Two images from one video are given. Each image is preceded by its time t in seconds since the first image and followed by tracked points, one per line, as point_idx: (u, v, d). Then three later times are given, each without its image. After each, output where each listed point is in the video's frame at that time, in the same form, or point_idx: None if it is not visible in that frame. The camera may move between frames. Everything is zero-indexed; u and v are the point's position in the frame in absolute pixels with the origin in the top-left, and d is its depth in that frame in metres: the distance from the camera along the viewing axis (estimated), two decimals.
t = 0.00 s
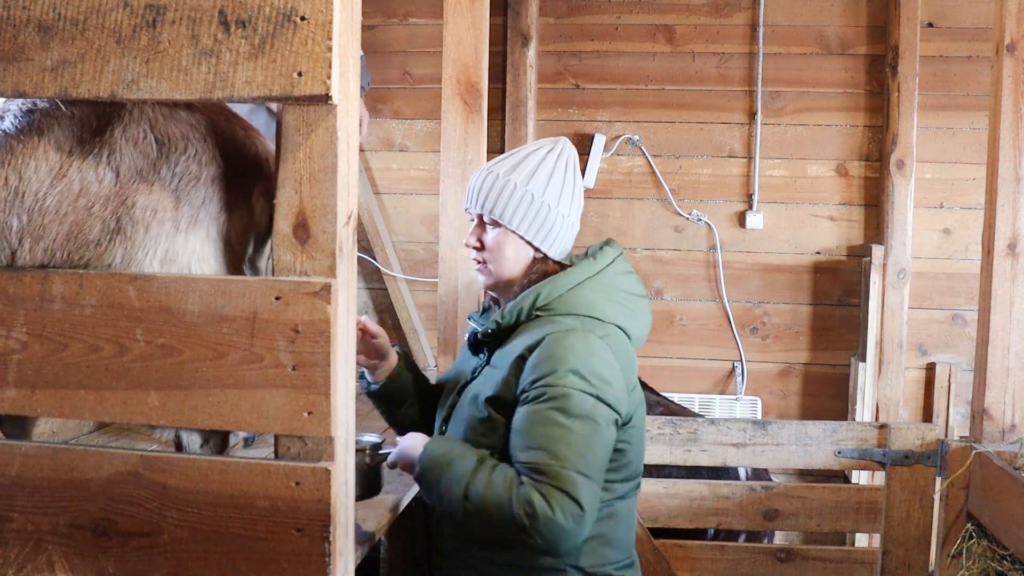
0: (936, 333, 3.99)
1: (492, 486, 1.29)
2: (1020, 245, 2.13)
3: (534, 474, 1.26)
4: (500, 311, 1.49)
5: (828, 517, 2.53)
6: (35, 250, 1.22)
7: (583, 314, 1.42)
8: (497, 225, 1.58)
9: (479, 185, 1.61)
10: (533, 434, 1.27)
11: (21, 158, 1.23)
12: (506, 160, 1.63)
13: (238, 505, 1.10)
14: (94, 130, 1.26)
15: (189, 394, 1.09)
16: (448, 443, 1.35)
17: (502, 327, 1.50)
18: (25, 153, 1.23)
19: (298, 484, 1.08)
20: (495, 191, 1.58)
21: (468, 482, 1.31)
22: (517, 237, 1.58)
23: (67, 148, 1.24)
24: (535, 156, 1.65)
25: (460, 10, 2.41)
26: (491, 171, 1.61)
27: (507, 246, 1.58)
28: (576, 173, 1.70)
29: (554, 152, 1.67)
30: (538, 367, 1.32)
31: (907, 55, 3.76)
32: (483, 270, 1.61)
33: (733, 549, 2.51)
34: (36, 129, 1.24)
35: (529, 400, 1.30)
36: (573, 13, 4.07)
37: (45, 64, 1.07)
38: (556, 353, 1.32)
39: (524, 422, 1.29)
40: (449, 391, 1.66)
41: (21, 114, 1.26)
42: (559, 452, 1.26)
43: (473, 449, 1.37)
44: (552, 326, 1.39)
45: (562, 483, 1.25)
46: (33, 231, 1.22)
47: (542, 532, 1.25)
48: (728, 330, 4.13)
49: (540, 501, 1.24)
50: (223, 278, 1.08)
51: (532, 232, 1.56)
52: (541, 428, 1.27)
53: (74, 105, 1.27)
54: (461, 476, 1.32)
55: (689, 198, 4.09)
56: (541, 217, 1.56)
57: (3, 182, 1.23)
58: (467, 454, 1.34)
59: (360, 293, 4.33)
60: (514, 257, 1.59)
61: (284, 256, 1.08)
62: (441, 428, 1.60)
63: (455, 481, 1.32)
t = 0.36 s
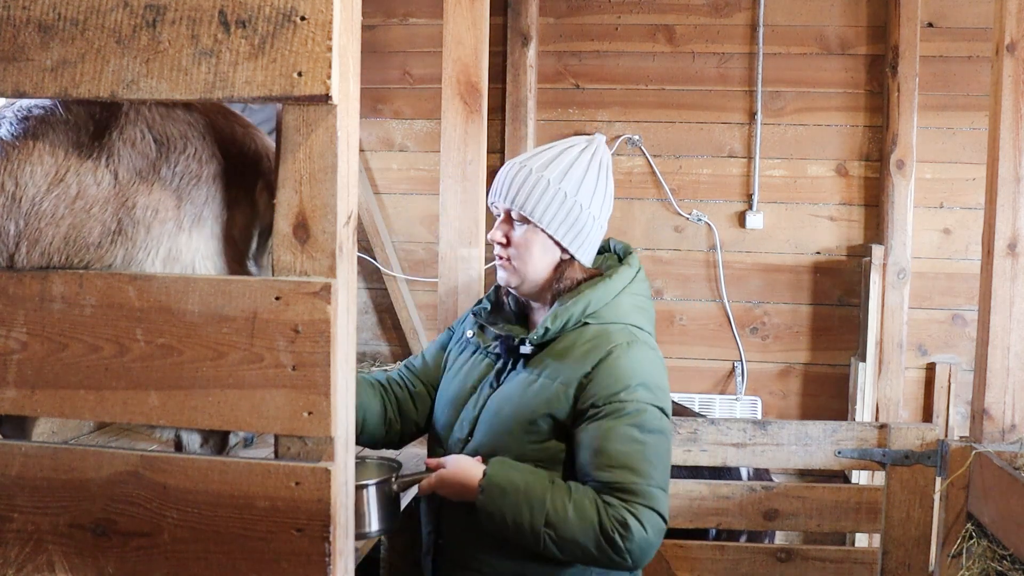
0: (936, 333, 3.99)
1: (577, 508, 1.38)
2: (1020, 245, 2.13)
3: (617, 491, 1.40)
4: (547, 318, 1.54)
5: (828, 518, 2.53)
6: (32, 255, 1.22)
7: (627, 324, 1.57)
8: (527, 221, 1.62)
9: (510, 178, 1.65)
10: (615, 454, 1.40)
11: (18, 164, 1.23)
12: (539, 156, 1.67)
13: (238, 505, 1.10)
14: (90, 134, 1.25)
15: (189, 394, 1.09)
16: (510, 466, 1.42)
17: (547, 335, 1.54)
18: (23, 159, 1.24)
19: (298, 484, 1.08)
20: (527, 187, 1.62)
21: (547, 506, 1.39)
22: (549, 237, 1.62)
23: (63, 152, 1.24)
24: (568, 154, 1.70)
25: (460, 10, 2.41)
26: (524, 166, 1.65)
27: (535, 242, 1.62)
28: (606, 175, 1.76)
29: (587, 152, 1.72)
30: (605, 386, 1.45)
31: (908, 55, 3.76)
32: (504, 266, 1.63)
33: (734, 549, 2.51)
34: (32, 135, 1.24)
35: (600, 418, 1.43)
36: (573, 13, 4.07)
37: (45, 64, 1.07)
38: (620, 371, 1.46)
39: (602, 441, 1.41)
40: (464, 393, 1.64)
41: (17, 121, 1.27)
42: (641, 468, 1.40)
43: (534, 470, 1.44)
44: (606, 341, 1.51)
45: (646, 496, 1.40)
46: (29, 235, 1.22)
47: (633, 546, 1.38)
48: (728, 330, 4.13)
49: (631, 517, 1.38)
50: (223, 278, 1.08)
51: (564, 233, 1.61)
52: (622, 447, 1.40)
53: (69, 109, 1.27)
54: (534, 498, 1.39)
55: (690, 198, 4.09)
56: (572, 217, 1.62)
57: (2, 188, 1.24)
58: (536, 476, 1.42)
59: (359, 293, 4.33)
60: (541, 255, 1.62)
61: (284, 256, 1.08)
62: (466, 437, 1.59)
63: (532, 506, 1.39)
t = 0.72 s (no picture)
0: (936, 333, 3.99)
1: (551, 526, 1.34)
2: (1020, 244, 2.13)
3: (597, 516, 1.35)
4: (566, 330, 1.46)
5: (828, 518, 2.53)
6: (19, 262, 1.14)
7: (646, 342, 1.51)
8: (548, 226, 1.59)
9: (535, 181, 1.62)
10: (606, 477, 1.35)
11: None
12: (568, 159, 1.64)
13: (238, 505, 1.10)
14: (70, 137, 1.18)
15: (190, 393, 1.09)
16: (494, 476, 1.38)
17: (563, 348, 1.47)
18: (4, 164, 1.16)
19: (298, 484, 1.08)
20: (552, 190, 1.59)
21: (521, 521, 1.34)
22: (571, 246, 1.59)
23: (43, 157, 1.16)
24: (598, 160, 1.66)
25: (460, 10, 2.41)
26: (550, 170, 1.63)
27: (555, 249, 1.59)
28: (638, 183, 1.72)
29: (619, 158, 1.68)
30: (611, 405, 1.40)
31: (908, 55, 3.76)
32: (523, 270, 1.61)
33: (733, 549, 2.51)
34: (11, 140, 1.17)
35: (600, 437, 1.38)
36: (573, 13, 4.07)
37: (45, 64, 1.07)
38: (629, 392, 1.41)
39: (594, 461, 1.36)
40: (470, 398, 1.61)
41: None
42: (628, 498, 1.35)
43: (516, 481, 1.40)
44: (621, 357, 1.46)
45: (625, 527, 1.34)
46: (14, 242, 1.14)
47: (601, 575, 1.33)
48: (728, 330, 4.13)
49: (604, 546, 1.32)
50: (222, 278, 1.08)
51: (587, 241, 1.57)
52: (613, 471, 1.35)
53: (53, 111, 1.21)
54: (510, 511, 1.35)
55: (689, 198, 4.09)
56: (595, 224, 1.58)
57: None
58: (517, 488, 1.38)
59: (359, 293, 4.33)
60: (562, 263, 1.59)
61: (284, 256, 1.08)
62: (469, 441, 1.57)
63: (505, 519, 1.34)
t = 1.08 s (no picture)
0: (936, 333, 3.99)
1: (505, 513, 1.24)
2: (1020, 245, 2.13)
3: (557, 507, 1.24)
4: (557, 327, 1.40)
5: (828, 518, 2.53)
6: (15, 263, 1.12)
7: (640, 342, 1.42)
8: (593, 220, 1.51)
9: (577, 168, 1.53)
10: (572, 467, 1.25)
11: None
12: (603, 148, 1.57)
13: (238, 505, 1.10)
14: (57, 137, 1.15)
15: (190, 394, 1.09)
16: (455, 462, 1.30)
17: (554, 345, 1.41)
18: None
19: (298, 484, 1.08)
20: (606, 181, 1.50)
21: (474, 507, 1.26)
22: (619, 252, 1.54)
23: (31, 157, 1.14)
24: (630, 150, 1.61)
25: (460, 10, 2.41)
26: (598, 160, 1.53)
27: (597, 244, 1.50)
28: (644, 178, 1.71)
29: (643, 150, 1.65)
30: (590, 398, 1.31)
31: (908, 55, 3.75)
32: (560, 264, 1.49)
33: (734, 549, 2.51)
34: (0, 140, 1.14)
35: (574, 428, 1.29)
36: (573, 13, 4.07)
37: (44, 64, 1.07)
38: (612, 386, 1.31)
39: (563, 449, 1.27)
40: (466, 396, 1.53)
41: None
42: (592, 491, 1.24)
43: (476, 469, 1.32)
44: (610, 353, 1.37)
45: (586, 523, 1.23)
46: (9, 243, 1.12)
47: (552, 569, 1.21)
48: (728, 330, 4.13)
49: (558, 538, 1.21)
50: (222, 278, 1.08)
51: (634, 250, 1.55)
52: (581, 461, 1.25)
53: (42, 108, 1.18)
54: (464, 496, 1.26)
55: (690, 198, 4.09)
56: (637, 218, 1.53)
57: None
58: (477, 476, 1.30)
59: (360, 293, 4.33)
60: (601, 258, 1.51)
61: (284, 257, 1.08)
62: (460, 436, 1.49)
63: (460, 505, 1.26)
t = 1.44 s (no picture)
0: (936, 333, 3.99)
1: (478, 499, 1.24)
2: (1020, 244, 2.12)
3: (532, 494, 1.24)
4: (548, 322, 1.40)
5: (828, 518, 2.53)
6: (15, 263, 1.13)
7: (632, 336, 1.41)
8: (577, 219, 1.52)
9: (555, 170, 1.54)
10: (551, 455, 1.25)
11: None
12: (580, 148, 1.59)
13: (238, 505, 1.10)
14: (58, 140, 1.15)
15: (189, 393, 1.09)
16: (428, 449, 1.28)
17: (546, 340, 1.41)
18: None
19: (298, 484, 1.08)
20: (585, 179, 1.51)
21: (447, 493, 1.25)
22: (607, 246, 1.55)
23: (31, 159, 1.13)
24: (607, 148, 1.63)
25: (460, 10, 2.41)
26: (576, 159, 1.54)
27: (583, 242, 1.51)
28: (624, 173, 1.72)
29: (619, 147, 1.66)
30: (575, 388, 1.31)
31: (908, 55, 3.75)
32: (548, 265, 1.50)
33: (733, 548, 2.50)
34: (3, 140, 1.14)
35: (557, 416, 1.29)
36: (573, 13, 4.07)
37: (45, 64, 1.07)
38: (597, 377, 1.31)
39: (544, 436, 1.27)
40: (462, 396, 1.53)
41: None
42: (569, 479, 1.23)
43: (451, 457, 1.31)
44: (600, 345, 1.37)
45: (559, 510, 1.22)
46: (10, 243, 1.12)
47: (522, 554, 1.21)
48: (728, 330, 4.13)
49: (529, 524, 1.21)
50: (222, 278, 1.08)
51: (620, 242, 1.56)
52: (560, 448, 1.25)
53: (45, 111, 1.18)
54: (437, 483, 1.26)
55: (690, 198, 4.09)
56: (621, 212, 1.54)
57: None
58: (452, 463, 1.29)
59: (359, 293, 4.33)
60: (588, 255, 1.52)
61: (284, 256, 1.08)
62: (453, 437, 1.49)
63: (432, 489, 1.25)
